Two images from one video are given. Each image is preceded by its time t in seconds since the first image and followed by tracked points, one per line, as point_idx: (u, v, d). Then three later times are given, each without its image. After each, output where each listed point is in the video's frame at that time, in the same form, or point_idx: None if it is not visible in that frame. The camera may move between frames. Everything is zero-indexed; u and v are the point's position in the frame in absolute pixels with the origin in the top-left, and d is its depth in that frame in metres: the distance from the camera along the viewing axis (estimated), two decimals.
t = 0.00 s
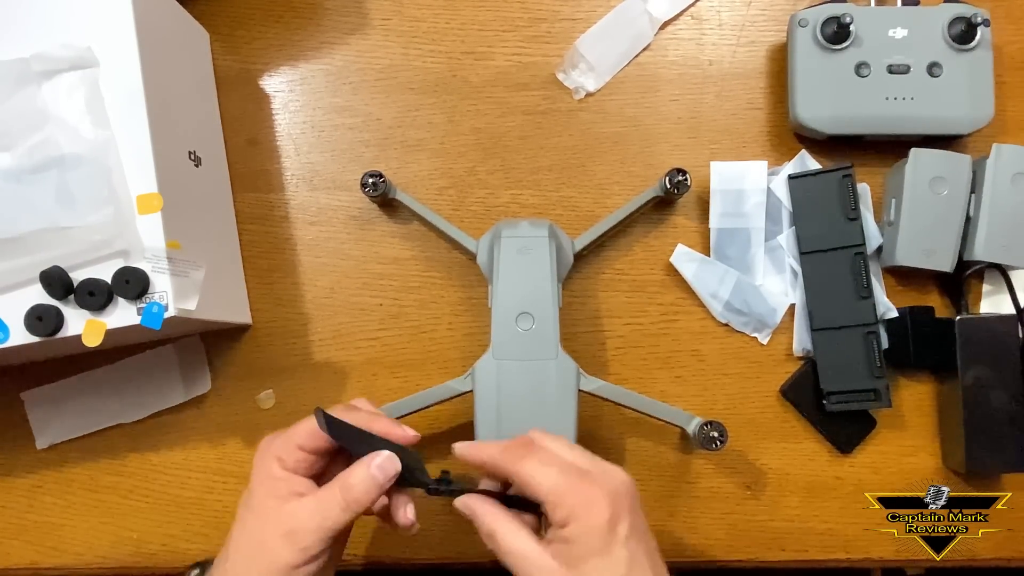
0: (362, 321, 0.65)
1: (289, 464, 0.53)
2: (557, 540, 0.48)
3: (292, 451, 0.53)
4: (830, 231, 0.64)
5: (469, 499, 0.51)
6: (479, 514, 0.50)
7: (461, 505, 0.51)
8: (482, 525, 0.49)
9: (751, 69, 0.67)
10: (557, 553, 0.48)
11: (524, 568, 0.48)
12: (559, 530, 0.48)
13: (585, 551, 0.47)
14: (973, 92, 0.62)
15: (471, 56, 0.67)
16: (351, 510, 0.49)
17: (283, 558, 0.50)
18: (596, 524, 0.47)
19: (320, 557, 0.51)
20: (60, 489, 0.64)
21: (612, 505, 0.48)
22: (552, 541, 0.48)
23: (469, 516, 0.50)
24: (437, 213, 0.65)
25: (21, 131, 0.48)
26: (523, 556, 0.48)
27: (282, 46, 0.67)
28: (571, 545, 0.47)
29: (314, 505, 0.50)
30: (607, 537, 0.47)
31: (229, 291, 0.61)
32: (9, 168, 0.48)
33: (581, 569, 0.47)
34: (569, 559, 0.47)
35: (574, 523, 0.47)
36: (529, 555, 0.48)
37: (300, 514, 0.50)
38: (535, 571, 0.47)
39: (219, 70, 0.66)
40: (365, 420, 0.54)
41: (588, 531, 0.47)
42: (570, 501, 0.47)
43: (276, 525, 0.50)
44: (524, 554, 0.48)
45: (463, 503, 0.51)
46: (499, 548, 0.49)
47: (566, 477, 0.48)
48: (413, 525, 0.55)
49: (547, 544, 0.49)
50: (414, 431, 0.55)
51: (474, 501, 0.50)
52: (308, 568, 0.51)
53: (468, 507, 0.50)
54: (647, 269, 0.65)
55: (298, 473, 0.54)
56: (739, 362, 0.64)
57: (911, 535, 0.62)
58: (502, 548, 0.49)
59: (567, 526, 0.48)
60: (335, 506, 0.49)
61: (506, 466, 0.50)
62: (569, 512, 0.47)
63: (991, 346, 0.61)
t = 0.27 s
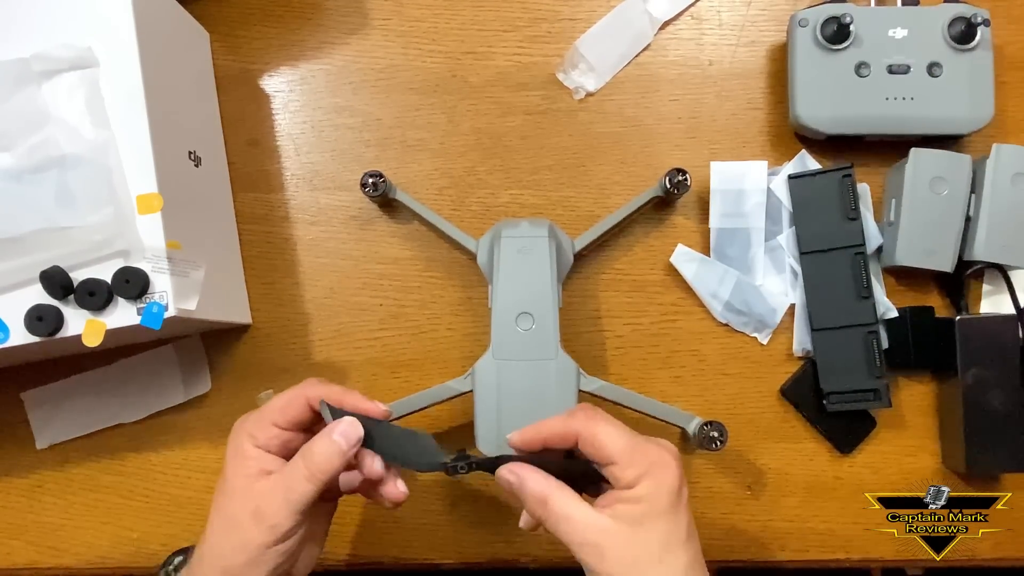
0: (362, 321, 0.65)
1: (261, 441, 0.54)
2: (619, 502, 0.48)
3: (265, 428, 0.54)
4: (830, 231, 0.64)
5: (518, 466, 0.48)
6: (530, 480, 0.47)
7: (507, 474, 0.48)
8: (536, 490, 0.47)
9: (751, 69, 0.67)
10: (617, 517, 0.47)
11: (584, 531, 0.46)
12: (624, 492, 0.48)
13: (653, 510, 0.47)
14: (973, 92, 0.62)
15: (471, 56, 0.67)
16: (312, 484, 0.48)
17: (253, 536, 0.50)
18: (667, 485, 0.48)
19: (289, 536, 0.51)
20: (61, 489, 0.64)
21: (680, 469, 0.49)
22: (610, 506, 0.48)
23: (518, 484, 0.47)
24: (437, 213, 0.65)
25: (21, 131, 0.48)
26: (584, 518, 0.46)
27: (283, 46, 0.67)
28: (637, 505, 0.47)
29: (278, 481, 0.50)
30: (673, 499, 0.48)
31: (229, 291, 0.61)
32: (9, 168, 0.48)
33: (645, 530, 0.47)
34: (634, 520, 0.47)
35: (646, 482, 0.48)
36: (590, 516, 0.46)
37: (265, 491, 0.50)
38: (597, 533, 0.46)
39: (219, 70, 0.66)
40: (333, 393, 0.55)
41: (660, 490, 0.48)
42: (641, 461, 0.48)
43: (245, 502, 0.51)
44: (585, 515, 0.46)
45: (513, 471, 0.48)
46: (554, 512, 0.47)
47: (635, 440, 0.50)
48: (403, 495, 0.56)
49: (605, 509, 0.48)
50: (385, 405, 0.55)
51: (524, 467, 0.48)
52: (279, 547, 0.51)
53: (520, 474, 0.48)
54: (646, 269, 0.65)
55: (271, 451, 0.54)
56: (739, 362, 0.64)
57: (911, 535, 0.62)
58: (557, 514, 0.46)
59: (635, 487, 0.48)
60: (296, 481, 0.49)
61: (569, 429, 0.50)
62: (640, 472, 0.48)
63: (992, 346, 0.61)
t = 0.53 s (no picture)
0: (362, 320, 0.65)
1: (276, 441, 0.54)
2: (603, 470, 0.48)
3: (276, 429, 0.53)
4: (830, 231, 0.64)
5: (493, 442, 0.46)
6: (509, 456, 0.46)
7: (482, 451, 0.46)
8: (517, 465, 0.45)
9: (751, 69, 0.67)
10: (602, 484, 0.47)
11: (572, 501, 0.46)
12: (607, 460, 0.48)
13: (637, 474, 0.47)
14: (973, 92, 0.62)
15: (471, 56, 0.67)
16: (330, 491, 0.50)
17: (268, 535, 0.51)
18: (649, 448, 0.48)
19: (302, 536, 0.52)
20: (61, 489, 0.64)
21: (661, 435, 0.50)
22: (593, 475, 0.48)
23: (495, 462, 0.46)
24: (437, 213, 0.65)
25: (22, 131, 0.48)
26: (569, 488, 0.46)
27: (283, 46, 0.67)
28: (621, 471, 0.47)
29: (297, 484, 0.51)
30: (656, 462, 0.48)
31: (229, 291, 0.61)
32: (9, 168, 0.48)
33: (632, 495, 0.47)
34: (619, 488, 0.47)
35: (628, 447, 0.48)
36: (576, 485, 0.46)
37: (284, 490, 0.51)
38: (586, 502, 0.46)
39: (219, 70, 0.66)
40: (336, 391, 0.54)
41: (643, 454, 0.48)
42: (621, 425, 0.49)
43: (260, 503, 0.52)
44: (571, 485, 0.46)
45: (489, 449, 0.46)
46: (539, 485, 0.46)
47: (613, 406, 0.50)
48: (413, 505, 0.55)
49: (588, 478, 0.48)
50: (387, 404, 0.53)
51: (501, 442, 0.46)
52: (291, 545, 0.52)
53: (499, 451, 0.46)
54: (646, 269, 0.65)
55: (285, 450, 0.54)
56: (739, 362, 0.64)
57: (911, 535, 0.62)
58: (539, 485, 0.46)
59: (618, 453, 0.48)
60: (315, 486, 0.50)
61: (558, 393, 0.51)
62: (620, 437, 0.49)
63: (992, 346, 0.61)
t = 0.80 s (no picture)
0: (362, 321, 0.65)
1: (236, 444, 0.54)
2: (593, 454, 0.49)
3: (232, 433, 0.54)
4: (830, 231, 0.64)
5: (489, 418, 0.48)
6: (506, 432, 0.47)
7: (481, 423, 0.47)
8: (513, 441, 0.47)
9: (751, 69, 0.67)
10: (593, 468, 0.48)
11: (564, 483, 0.47)
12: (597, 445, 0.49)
13: (626, 461, 0.49)
14: (973, 92, 0.62)
15: (471, 56, 0.67)
16: (299, 482, 0.51)
17: (250, 536, 0.52)
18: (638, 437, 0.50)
19: (286, 531, 0.53)
20: (61, 489, 0.64)
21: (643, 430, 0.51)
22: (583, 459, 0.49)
23: (492, 438, 0.47)
24: (437, 213, 0.65)
25: (22, 131, 0.48)
26: (562, 469, 0.47)
27: (283, 46, 0.67)
28: (612, 456, 0.49)
29: (267, 481, 0.52)
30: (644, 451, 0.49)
31: (229, 291, 0.61)
32: (9, 168, 0.48)
33: (621, 481, 0.48)
34: (605, 477, 0.48)
35: (617, 435, 0.49)
36: (568, 467, 0.47)
37: (257, 492, 0.52)
38: (577, 483, 0.47)
39: (219, 70, 0.66)
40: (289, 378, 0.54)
41: (632, 442, 0.49)
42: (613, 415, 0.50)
43: (237, 507, 0.52)
44: (563, 466, 0.47)
45: (486, 421, 0.47)
46: (533, 463, 0.47)
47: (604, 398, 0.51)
48: (387, 480, 0.55)
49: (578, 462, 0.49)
50: (339, 384, 0.53)
51: (497, 418, 0.47)
52: (275, 543, 0.53)
53: (495, 425, 0.47)
54: (647, 269, 0.65)
55: (250, 452, 0.54)
56: (739, 362, 0.64)
57: (911, 535, 0.62)
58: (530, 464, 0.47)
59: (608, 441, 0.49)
60: (284, 482, 0.51)
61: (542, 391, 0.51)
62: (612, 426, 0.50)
63: (992, 346, 0.61)
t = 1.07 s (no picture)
0: (362, 321, 0.65)
1: (238, 464, 0.54)
2: (588, 439, 0.49)
3: (233, 453, 0.54)
4: (830, 231, 0.64)
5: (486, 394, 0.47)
6: (503, 411, 0.46)
7: (477, 400, 0.47)
8: (509, 420, 0.46)
9: (751, 69, 0.67)
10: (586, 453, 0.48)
11: (559, 463, 0.47)
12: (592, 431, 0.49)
13: (620, 447, 0.49)
14: (973, 92, 0.62)
15: (471, 56, 0.67)
16: (302, 500, 0.51)
17: (255, 554, 0.52)
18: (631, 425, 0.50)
19: (290, 547, 0.53)
20: (61, 489, 0.64)
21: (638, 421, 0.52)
22: (576, 444, 0.49)
23: (487, 415, 0.46)
24: (437, 213, 0.65)
25: (22, 131, 0.48)
26: (556, 451, 0.47)
27: (283, 46, 0.67)
28: (605, 443, 0.49)
29: (269, 500, 0.52)
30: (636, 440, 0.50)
31: (229, 291, 0.61)
32: (9, 168, 0.48)
33: (614, 466, 0.48)
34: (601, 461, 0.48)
35: (612, 423, 0.50)
36: (562, 449, 0.47)
37: (258, 509, 0.52)
38: (570, 466, 0.47)
39: (219, 70, 0.66)
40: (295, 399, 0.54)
41: (625, 430, 0.50)
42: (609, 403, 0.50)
43: (240, 524, 0.52)
44: (558, 448, 0.47)
45: (484, 399, 0.46)
46: (527, 444, 0.47)
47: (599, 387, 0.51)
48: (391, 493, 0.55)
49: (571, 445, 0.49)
50: (344, 405, 0.53)
51: (495, 396, 0.47)
52: (280, 560, 0.53)
53: (493, 404, 0.46)
54: (647, 269, 0.65)
55: (252, 471, 0.54)
56: (739, 362, 0.64)
57: (911, 535, 0.62)
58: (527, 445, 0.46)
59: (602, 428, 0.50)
60: (288, 499, 0.51)
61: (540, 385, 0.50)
62: (607, 414, 0.50)
63: (992, 346, 0.61)
